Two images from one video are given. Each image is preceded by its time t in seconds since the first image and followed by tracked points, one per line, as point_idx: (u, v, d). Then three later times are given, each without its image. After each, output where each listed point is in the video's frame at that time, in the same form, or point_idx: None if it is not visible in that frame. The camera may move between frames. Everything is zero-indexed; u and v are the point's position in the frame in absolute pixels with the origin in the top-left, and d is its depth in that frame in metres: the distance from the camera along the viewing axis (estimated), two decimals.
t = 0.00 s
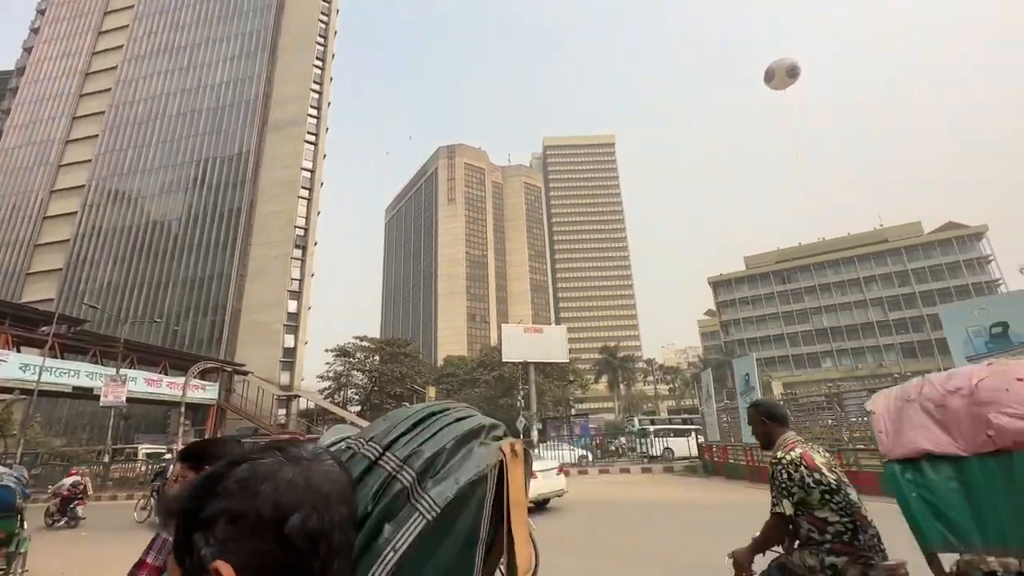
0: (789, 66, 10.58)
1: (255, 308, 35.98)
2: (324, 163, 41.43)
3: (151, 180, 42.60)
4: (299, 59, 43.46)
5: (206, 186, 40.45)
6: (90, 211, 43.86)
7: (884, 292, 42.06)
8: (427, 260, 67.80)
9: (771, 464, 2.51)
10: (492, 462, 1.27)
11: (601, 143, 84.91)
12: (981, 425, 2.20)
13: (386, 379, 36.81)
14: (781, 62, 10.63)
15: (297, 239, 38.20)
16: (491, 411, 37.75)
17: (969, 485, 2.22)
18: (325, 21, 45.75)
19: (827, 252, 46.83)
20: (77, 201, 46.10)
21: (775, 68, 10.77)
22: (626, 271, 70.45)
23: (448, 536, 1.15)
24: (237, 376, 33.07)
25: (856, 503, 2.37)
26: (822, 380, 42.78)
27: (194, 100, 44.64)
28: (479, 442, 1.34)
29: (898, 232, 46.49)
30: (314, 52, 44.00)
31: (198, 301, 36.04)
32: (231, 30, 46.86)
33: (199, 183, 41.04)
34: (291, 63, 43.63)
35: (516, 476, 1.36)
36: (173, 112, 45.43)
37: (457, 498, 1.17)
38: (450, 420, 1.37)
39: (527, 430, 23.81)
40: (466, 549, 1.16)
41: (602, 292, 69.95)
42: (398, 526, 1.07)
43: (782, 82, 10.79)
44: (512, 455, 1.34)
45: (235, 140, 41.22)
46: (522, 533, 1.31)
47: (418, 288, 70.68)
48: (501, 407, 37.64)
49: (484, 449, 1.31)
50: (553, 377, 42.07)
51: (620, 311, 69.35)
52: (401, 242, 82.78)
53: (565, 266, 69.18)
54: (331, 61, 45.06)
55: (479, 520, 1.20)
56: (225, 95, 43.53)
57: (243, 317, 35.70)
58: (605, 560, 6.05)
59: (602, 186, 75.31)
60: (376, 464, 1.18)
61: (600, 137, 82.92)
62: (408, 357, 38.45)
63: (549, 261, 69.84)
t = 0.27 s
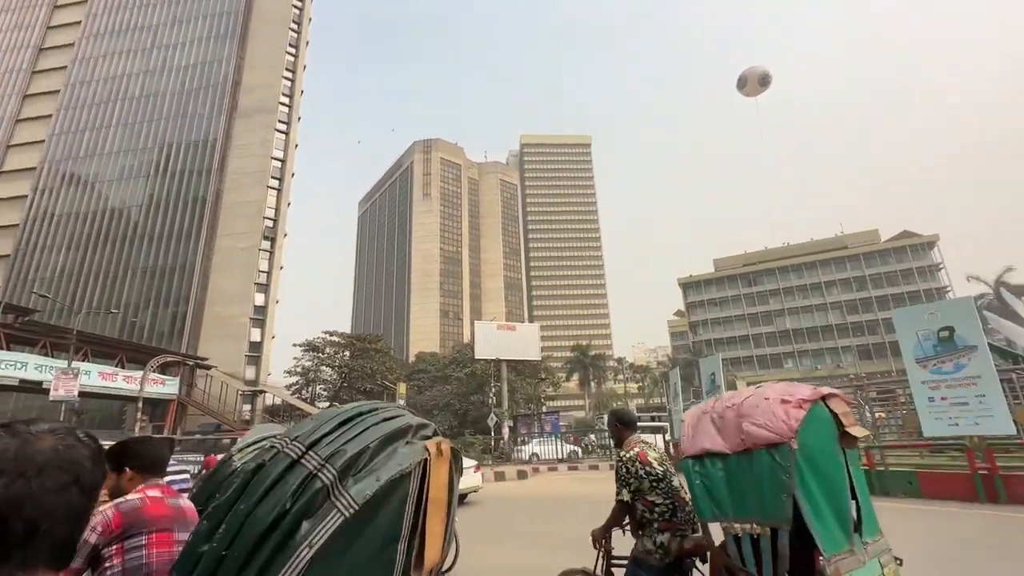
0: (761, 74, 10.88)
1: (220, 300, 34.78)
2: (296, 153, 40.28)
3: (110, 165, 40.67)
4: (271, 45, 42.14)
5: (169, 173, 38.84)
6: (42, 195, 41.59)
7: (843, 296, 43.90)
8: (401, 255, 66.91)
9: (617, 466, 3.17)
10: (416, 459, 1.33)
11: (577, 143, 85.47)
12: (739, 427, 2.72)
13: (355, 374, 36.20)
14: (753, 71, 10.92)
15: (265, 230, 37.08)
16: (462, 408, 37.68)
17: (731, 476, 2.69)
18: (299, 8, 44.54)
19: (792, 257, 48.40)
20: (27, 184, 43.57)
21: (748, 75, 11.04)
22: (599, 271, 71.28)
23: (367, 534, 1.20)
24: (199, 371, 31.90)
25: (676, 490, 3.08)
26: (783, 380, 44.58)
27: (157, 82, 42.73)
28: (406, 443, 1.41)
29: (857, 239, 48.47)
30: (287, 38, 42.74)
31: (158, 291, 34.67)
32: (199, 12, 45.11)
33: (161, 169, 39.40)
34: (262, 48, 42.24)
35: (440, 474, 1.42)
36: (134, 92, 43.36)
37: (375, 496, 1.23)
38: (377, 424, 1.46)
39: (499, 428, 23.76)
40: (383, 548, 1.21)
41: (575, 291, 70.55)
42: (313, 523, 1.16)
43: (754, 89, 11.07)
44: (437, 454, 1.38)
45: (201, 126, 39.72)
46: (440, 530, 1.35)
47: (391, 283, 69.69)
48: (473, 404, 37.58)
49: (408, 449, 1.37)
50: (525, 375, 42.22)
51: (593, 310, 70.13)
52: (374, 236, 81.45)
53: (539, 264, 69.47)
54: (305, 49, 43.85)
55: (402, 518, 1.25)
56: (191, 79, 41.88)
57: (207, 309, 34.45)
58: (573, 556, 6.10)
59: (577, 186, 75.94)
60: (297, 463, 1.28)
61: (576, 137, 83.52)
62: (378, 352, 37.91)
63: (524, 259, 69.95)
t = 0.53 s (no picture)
0: (732, 82, 11.17)
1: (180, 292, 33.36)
2: (263, 141, 38.94)
3: (61, 146, 38.42)
4: (238, 29, 40.65)
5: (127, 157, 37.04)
6: None
7: (802, 299, 45.75)
8: (372, 249, 65.77)
9: (498, 468, 3.64)
10: (341, 455, 1.38)
11: (552, 142, 85.95)
12: (586, 431, 3.24)
13: (322, 370, 35.38)
14: (724, 78, 11.21)
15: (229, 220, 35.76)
16: (431, 405, 37.51)
17: (573, 473, 3.24)
18: None
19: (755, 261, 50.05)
20: None
21: (719, 82, 11.33)
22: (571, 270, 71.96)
23: (285, 528, 1.24)
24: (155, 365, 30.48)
25: (543, 484, 3.57)
26: (744, 380, 46.13)
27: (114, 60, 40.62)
28: (330, 440, 1.46)
29: (817, 245, 50.55)
30: (256, 22, 41.37)
31: (113, 281, 33.18)
32: None
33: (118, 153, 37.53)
34: (229, 31, 40.70)
35: (366, 474, 1.44)
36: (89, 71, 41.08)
37: (295, 492, 1.26)
38: (301, 421, 1.51)
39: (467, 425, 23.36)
40: (300, 544, 1.25)
41: (546, 289, 71.04)
42: (226, 519, 1.19)
43: (724, 96, 11.36)
44: (360, 451, 1.43)
45: (161, 109, 37.99)
46: (365, 524, 1.40)
47: (361, 277, 68.45)
48: (442, 401, 37.40)
49: (334, 446, 1.42)
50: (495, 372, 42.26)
51: (564, 308, 70.89)
52: (344, 230, 79.79)
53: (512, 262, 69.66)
54: (275, 35, 42.56)
55: (324, 513, 1.30)
56: (152, 59, 40.02)
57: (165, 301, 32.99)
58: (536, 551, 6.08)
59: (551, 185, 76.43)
60: (215, 459, 1.30)
61: (551, 137, 83.98)
62: (346, 348, 37.19)
63: (496, 256, 69.95)
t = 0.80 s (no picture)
0: (702, 89, 11.46)
1: (133, 281, 31.74)
2: (227, 127, 37.37)
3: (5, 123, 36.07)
4: (203, 8, 38.84)
5: (79, 138, 35.13)
6: None
7: (762, 303, 47.46)
8: (340, 242, 64.31)
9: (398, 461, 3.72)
10: (266, 453, 1.49)
11: (526, 140, 86.09)
12: (466, 433, 3.33)
13: (285, 365, 34.37)
14: (696, 85, 11.48)
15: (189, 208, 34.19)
16: (398, 402, 37.29)
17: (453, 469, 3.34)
18: None
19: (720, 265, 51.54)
20: None
21: (690, 89, 11.60)
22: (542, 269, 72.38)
23: (204, 525, 1.34)
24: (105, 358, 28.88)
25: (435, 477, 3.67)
26: (707, 380, 47.50)
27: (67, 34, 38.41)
28: (256, 438, 1.56)
29: (778, 251, 52.47)
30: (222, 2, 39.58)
31: (62, 269, 31.51)
32: None
33: (69, 134, 35.59)
34: (193, 9, 38.82)
35: (294, 469, 1.57)
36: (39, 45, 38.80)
37: (214, 490, 1.35)
38: (225, 421, 1.61)
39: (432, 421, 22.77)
40: (219, 540, 1.36)
41: (517, 287, 71.26)
42: (136, 520, 1.27)
43: (695, 102, 11.64)
44: (287, 449, 1.54)
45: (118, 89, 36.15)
46: (286, 521, 1.52)
47: (328, 271, 66.86)
48: (409, 398, 37.11)
49: (259, 444, 1.53)
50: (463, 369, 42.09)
51: (533, 307, 71.34)
52: (311, 221, 77.71)
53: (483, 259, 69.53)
54: (242, 16, 40.88)
55: (245, 509, 1.41)
56: (109, 36, 38.04)
57: (117, 291, 31.32)
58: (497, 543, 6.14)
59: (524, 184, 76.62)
60: (128, 458, 1.39)
61: (525, 135, 84.13)
62: (311, 342, 36.29)
63: (467, 253, 69.65)
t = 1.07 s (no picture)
0: (673, 95, 11.71)
1: (80, 269, 29.97)
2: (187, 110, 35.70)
3: None
4: None
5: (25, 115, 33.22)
6: None
7: (723, 306, 49.11)
8: (306, 234, 62.55)
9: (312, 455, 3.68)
10: (189, 451, 1.51)
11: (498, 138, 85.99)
12: (364, 432, 3.41)
13: (243, 360, 33.18)
14: (666, 91, 11.75)
15: (143, 194, 32.47)
16: (361, 399, 36.94)
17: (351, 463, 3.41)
18: None
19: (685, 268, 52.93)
20: None
21: (661, 94, 11.84)
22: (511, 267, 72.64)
23: (120, 525, 1.32)
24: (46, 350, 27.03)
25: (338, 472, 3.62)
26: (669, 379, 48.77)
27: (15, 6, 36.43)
28: (181, 436, 1.57)
29: (739, 256, 54.30)
30: None
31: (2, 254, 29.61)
32: None
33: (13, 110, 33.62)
34: None
35: (220, 467, 1.61)
36: None
37: (134, 489, 1.35)
38: (147, 418, 1.59)
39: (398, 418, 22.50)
40: (135, 539, 1.35)
41: (485, 285, 71.25)
42: (38, 522, 1.23)
43: (665, 107, 11.87)
44: (214, 447, 1.58)
45: (69, 66, 34.31)
46: (206, 522, 1.54)
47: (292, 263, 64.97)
48: (374, 395, 36.67)
49: (184, 443, 1.55)
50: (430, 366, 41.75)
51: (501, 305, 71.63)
52: (275, 212, 75.31)
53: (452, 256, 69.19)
54: None
55: (166, 509, 1.42)
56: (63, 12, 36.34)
57: (62, 278, 29.47)
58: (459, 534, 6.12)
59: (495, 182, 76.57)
60: (33, 457, 1.34)
61: (497, 133, 84.11)
62: (272, 336, 35.13)
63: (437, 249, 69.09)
